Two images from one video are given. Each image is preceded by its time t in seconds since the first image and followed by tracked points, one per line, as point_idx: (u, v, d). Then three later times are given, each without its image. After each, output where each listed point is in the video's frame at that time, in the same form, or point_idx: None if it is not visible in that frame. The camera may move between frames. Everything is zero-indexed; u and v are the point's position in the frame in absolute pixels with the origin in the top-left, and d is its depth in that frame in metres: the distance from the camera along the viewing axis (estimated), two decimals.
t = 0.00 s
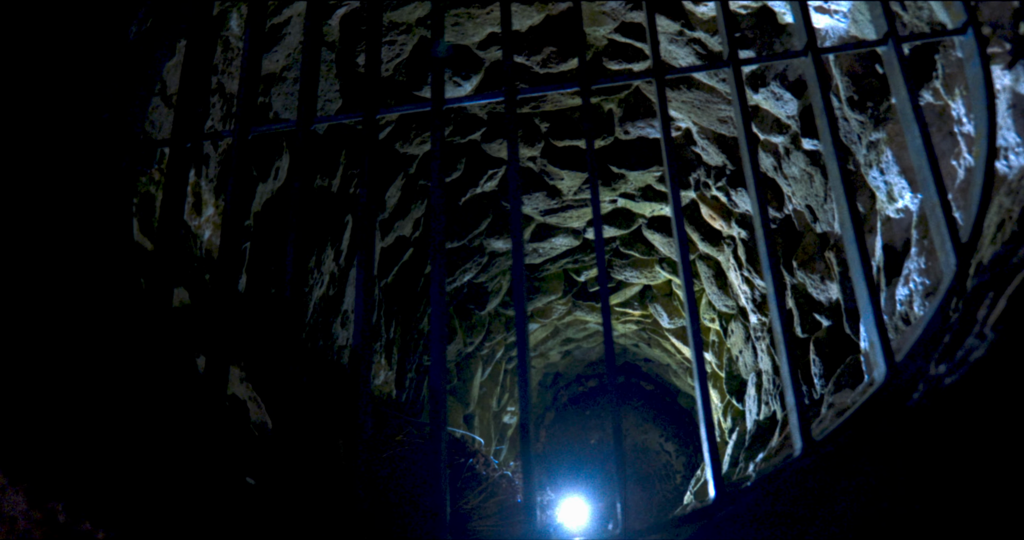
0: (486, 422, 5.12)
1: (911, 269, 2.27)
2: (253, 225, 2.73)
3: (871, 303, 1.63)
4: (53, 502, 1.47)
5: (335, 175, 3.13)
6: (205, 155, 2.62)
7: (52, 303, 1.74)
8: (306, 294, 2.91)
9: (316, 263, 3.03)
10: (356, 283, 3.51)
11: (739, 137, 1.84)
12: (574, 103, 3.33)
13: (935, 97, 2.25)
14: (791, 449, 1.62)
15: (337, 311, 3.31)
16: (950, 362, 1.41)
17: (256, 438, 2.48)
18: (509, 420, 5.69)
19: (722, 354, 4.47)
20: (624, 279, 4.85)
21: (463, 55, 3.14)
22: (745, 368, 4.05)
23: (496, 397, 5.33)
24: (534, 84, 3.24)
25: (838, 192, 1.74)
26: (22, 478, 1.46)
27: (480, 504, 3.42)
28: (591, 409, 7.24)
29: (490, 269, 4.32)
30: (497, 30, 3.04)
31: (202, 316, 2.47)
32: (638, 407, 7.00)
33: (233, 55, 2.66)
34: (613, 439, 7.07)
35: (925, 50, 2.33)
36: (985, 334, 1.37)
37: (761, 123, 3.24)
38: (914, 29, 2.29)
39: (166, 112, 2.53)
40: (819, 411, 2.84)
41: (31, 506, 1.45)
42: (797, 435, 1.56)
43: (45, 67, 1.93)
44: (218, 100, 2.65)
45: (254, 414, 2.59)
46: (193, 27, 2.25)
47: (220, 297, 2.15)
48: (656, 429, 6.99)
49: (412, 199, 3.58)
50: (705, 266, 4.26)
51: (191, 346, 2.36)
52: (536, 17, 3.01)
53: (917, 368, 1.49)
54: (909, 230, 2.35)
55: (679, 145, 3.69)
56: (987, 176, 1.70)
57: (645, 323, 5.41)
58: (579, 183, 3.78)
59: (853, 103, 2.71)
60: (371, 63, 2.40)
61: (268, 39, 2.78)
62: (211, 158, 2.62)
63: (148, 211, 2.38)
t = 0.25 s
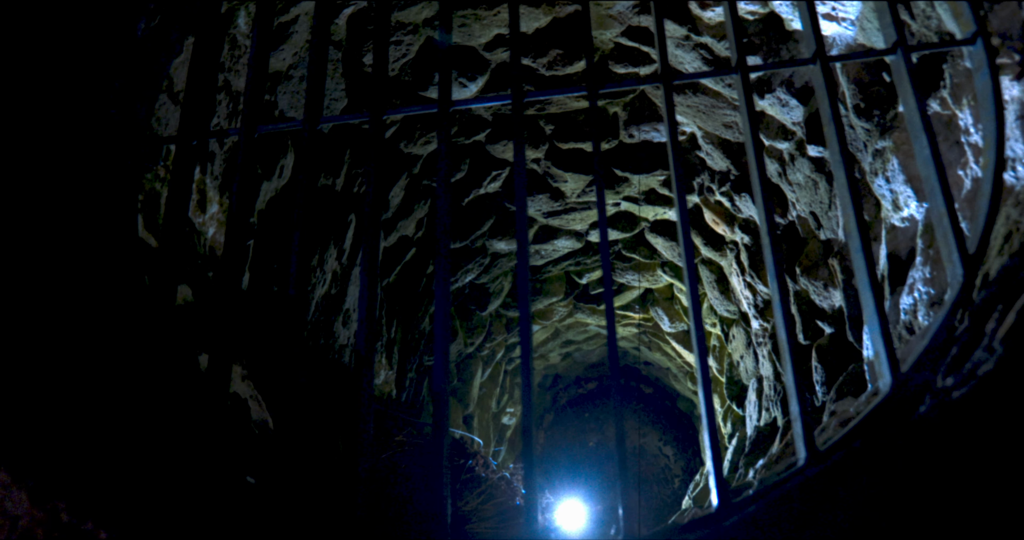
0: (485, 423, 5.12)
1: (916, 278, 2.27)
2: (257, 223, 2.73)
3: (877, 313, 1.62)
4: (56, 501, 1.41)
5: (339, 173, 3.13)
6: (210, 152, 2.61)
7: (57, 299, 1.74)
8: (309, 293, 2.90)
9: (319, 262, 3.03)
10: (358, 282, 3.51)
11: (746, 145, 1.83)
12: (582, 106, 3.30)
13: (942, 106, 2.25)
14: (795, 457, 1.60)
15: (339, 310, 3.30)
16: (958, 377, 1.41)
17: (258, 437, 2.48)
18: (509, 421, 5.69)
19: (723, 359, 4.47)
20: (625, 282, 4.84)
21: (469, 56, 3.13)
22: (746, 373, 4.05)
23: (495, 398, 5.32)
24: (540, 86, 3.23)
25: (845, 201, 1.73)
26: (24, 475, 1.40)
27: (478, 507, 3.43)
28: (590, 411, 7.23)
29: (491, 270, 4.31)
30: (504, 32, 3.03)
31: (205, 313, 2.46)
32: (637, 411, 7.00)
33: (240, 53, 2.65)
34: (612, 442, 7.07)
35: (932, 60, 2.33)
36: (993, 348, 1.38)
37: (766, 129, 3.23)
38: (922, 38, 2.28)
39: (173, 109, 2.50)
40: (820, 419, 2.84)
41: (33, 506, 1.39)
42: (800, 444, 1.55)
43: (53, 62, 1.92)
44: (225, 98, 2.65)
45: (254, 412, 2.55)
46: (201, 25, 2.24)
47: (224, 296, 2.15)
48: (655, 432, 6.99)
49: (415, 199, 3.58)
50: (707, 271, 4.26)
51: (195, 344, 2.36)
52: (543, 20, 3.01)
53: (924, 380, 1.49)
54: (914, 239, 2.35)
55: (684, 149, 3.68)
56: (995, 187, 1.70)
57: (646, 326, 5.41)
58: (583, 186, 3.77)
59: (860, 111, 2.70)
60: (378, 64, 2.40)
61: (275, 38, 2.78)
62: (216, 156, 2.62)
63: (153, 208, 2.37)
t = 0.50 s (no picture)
0: (488, 424, 5.11)
1: (923, 283, 2.27)
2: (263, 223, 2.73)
3: (886, 317, 1.61)
4: (64, 501, 1.42)
5: (344, 174, 3.13)
6: (217, 152, 2.62)
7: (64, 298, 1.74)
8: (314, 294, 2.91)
9: (324, 263, 3.03)
10: (363, 283, 3.51)
11: (755, 148, 1.81)
12: (590, 106, 3.28)
13: (951, 110, 2.24)
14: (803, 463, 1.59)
15: (343, 311, 3.30)
16: (976, 388, 1.40)
17: (263, 437, 2.47)
18: (511, 422, 5.68)
19: (727, 362, 4.46)
20: (629, 285, 4.84)
21: (475, 57, 3.13)
22: (750, 377, 4.04)
23: (498, 400, 5.31)
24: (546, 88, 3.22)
25: (854, 205, 1.71)
26: (33, 474, 1.40)
27: (482, 508, 3.43)
28: (593, 413, 7.22)
29: (496, 271, 4.31)
30: (510, 33, 3.04)
31: (211, 313, 2.45)
32: (640, 413, 6.99)
33: (247, 53, 2.66)
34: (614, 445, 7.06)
35: (941, 65, 2.32)
36: (1007, 356, 1.38)
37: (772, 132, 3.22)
38: (931, 43, 2.28)
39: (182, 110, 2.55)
40: (827, 423, 2.83)
41: (41, 505, 1.39)
42: (810, 450, 1.54)
43: (63, 60, 1.92)
44: (232, 98, 2.66)
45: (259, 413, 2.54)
46: (210, 25, 2.25)
47: (231, 297, 2.15)
48: (657, 435, 6.98)
49: (420, 200, 3.57)
50: (712, 274, 4.24)
51: (201, 344, 2.36)
52: (550, 21, 2.99)
53: (936, 386, 1.53)
54: (922, 244, 2.35)
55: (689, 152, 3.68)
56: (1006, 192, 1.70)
57: (649, 328, 5.40)
58: (588, 188, 3.77)
59: (867, 114, 2.70)
60: (386, 65, 2.40)
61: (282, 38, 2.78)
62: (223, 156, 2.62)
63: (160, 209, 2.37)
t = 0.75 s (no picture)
0: (493, 426, 5.11)
1: (934, 287, 2.25)
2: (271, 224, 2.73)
3: (899, 322, 1.59)
4: (75, 504, 1.42)
5: (352, 175, 3.13)
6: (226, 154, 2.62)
7: (74, 301, 1.74)
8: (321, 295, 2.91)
9: (332, 264, 3.03)
10: (370, 284, 3.51)
11: (766, 152, 1.80)
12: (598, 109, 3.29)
13: (964, 113, 2.22)
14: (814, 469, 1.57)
15: (350, 312, 3.30)
16: (994, 397, 1.37)
17: (271, 439, 2.48)
18: (517, 424, 5.67)
19: (734, 365, 4.44)
20: (636, 287, 4.82)
21: (482, 59, 3.12)
22: (758, 380, 4.02)
23: (504, 401, 5.30)
24: (554, 90, 3.22)
25: (866, 209, 1.70)
26: (43, 476, 1.40)
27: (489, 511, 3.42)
28: (598, 415, 7.21)
29: (502, 273, 4.30)
30: (519, 35, 3.03)
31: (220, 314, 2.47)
32: (645, 415, 6.97)
33: (256, 55, 2.67)
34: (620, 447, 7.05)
35: (953, 67, 2.29)
36: None
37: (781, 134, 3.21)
38: (944, 45, 2.25)
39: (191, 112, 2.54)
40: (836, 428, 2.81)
41: (52, 509, 1.39)
42: (821, 455, 1.52)
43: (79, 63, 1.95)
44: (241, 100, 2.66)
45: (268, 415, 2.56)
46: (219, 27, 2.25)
47: (240, 298, 2.15)
48: (663, 437, 6.96)
49: (427, 201, 3.57)
50: (719, 277, 4.21)
51: (209, 345, 2.36)
52: (557, 23, 2.99)
53: (949, 391, 1.51)
54: (933, 247, 2.33)
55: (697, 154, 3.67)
56: (1020, 196, 1.68)
57: (655, 331, 5.39)
58: (595, 190, 3.76)
59: (878, 117, 2.67)
60: (394, 68, 2.41)
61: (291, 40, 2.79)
62: (232, 157, 2.62)
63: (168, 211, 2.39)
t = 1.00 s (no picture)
0: (501, 426, 5.11)
1: (951, 289, 2.22)
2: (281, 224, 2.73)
3: (917, 325, 1.56)
4: (91, 504, 1.48)
5: (361, 175, 3.12)
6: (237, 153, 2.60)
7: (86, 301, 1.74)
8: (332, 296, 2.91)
9: (342, 264, 3.03)
10: (378, 284, 3.51)
11: (781, 153, 1.78)
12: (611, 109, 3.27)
13: (981, 114, 2.19)
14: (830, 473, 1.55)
15: (359, 312, 3.29)
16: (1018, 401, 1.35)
17: (281, 439, 2.48)
18: (524, 424, 5.67)
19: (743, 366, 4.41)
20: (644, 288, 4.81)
21: (492, 59, 3.11)
22: (768, 382, 3.99)
23: (511, 402, 5.29)
24: (564, 89, 3.20)
25: (883, 211, 1.69)
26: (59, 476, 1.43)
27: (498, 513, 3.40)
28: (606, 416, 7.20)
29: (511, 273, 4.29)
30: (529, 35, 3.02)
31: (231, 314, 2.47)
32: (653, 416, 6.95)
33: (267, 55, 2.66)
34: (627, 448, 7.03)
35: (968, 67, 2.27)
36: None
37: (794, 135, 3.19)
38: (961, 45, 2.24)
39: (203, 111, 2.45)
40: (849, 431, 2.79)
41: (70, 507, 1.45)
42: (837, 459, 1.49)
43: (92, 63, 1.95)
44: (251, 100, 2.64)
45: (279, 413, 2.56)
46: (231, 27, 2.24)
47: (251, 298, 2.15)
48: (670, 438, 6.94)
49: (436, 201, 3.56)
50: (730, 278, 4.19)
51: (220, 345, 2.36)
52: (568, 23, 2.97)
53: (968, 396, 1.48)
54: (949, 249, 2.30)
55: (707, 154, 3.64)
56: None
57: (664, 332, 5.36)
58: (604, 190, 3.74)
59: (892, 117, 2.65)
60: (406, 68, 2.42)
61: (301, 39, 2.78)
62: (243, 157, 2.61)
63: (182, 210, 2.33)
